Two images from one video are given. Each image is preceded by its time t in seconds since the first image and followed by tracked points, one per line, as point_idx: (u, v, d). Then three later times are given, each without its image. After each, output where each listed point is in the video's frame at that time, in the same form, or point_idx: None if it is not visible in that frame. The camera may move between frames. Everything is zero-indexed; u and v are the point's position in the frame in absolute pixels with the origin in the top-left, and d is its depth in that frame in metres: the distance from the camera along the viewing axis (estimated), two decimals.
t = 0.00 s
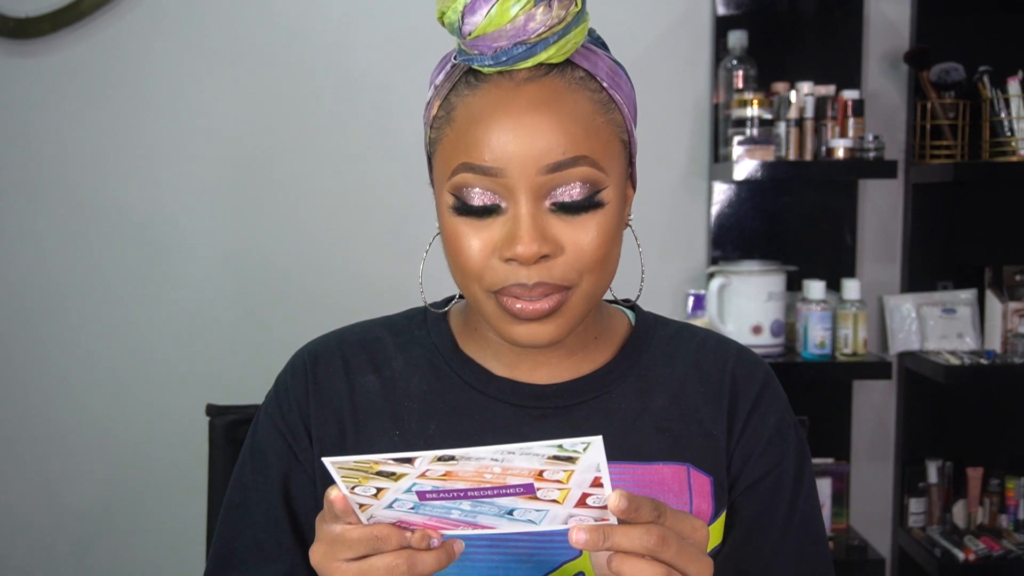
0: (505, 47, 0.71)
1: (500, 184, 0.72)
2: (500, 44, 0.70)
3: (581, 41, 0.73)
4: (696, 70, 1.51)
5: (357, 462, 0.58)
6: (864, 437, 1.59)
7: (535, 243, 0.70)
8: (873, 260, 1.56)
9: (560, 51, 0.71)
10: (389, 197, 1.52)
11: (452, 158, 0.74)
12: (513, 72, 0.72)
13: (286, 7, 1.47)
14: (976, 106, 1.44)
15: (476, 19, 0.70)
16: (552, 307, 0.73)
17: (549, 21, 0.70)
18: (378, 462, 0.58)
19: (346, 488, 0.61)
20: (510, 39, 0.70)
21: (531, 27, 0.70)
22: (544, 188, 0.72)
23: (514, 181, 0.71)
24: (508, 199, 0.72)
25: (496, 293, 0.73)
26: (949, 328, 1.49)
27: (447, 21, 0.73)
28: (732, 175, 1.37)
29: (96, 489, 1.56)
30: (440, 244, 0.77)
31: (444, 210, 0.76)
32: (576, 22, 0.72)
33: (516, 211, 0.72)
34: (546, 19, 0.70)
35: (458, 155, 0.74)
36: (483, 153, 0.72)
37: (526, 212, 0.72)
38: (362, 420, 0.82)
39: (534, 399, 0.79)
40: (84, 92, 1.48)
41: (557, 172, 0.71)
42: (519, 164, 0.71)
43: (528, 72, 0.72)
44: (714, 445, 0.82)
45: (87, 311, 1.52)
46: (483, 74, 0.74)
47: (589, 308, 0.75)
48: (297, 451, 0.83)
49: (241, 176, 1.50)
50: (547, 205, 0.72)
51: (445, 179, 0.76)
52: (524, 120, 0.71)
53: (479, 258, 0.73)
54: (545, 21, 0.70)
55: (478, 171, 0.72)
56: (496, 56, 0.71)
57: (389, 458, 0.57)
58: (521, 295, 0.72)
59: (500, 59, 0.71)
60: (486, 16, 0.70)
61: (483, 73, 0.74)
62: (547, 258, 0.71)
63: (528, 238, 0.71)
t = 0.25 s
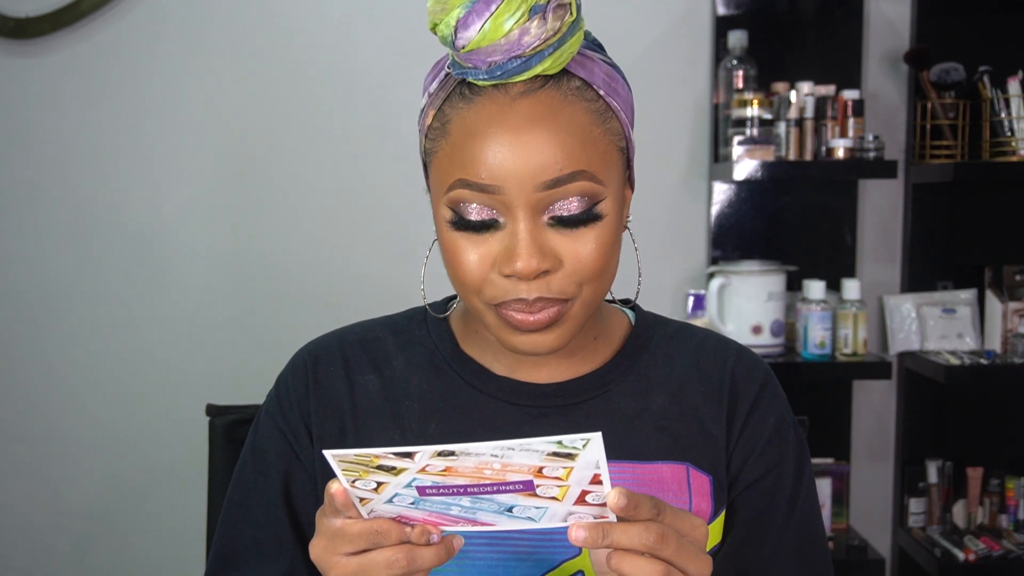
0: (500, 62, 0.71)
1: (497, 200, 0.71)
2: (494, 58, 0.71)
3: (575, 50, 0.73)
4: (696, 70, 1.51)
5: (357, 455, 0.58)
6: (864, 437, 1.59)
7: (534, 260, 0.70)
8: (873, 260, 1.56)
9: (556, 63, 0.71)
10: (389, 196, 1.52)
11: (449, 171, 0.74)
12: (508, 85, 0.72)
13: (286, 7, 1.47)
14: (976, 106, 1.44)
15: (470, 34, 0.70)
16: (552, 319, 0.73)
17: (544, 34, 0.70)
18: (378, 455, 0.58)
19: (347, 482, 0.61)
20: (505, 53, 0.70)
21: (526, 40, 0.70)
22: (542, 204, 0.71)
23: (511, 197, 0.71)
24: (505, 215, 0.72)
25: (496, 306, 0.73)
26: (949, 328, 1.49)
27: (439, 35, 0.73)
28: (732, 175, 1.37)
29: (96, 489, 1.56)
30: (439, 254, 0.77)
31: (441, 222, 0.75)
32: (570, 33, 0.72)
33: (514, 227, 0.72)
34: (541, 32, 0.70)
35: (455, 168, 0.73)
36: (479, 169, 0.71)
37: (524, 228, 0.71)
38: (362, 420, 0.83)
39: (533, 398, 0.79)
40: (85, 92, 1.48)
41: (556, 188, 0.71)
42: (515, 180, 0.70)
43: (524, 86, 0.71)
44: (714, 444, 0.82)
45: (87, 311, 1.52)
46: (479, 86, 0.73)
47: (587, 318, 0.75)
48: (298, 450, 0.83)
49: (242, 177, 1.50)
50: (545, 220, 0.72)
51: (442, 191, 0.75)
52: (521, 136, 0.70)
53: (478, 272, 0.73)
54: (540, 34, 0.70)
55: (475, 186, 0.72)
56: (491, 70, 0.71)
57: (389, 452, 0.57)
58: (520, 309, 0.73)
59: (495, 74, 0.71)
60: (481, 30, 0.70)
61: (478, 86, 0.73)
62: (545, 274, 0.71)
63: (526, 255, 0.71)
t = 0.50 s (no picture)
0: (519, 21, 0.72)
1: (528, 158, 0.71)
2: (514, 17, 0.72)
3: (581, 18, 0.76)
4: (696, 71, 1.51)
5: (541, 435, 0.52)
6: (864, 438, 1.58)
7: (574, 212, 0.70)
8: (873, 260, 1.56)
9: (568, 25, 0.74)
10: (389, 196, 1.52)
11: (469, 141, 0.73)
12: (526, 46, 0.73)
13: (286, 7, 1.47)
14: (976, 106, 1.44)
15: None
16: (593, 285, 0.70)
17: None
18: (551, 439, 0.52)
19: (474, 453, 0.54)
20: (524, 12, 0.72)
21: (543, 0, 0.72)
22: (572, 158, 0.72)
23: (542, 153, 0.71)
24: (536, 174, 0.72)
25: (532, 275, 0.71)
26: (949, 328, 1.49)
27: (454, 5, 0.75)
28: (733, 175, 1.37)
29: (95, 490, 1.56)
30: (456, 234, 0.75)
31: (462, 197, 0.74)
32: None
33: (547, 186, 0.71)
34: None
35: (476, 135, 0.73)
36: (506, 129, 0.71)
37: (558, 183, 0.71)
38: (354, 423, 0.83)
39: (529, 402, 0.79)
40: (85, 92, 1.48)
41: (585, 141, 0.72)
42: (545, 134, 0.71)
43: (539, 46, 0.73)
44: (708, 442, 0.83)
45: (86, 312, 1.52)
46: (492, 53, 0.74)
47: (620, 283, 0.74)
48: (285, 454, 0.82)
49: (241, 177, 1.50)
50: (576, 176, 0.72)
51: (461, 165, 0.74)
52: (546, 91, 0.71)
53: (512, 238, 0.71)
54: None
55: (501, 148, 0.71)
56: (509, 30, 0.72)
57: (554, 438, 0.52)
58: (561, 271, 0.70)
59: (514, 34, 0.72)
60: None
61: (490, 52, 0.74)
62: (586, 228, 0.70)
63: (565, 209, 0.70)
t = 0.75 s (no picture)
0: (515, 36, 0.70)
1: (523, 180, 0.71)
2: (510, 32, 0.70)
3: (580, 29, 0.74)
4: (696, 70, 1.51)
5: None
6: (864, 437, 1.58)
7: (567, 237, 0.70)
8: (873, 260, 1.56)
9: (567, 38, 0.72)
10: (388, 196, 1.52)
11: (464, 159, 0.72)
12: (522, 62, 0.72)
13: (286, 7, 1.47)
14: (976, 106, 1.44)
15: (484, 8, 0.69)
16: (584, 309, 0.71)
17: (558, 7, 0.70)
18: None
19: None
20: (521, 27, 0.70)
21: (541, 13, 0.69)
22: (568, 180, 0.71)
23: (537, 175, 0.71)
24: (532, 196, 0.71)
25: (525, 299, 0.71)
26: (949, 328, 1.49)
27: (445, 14, 0.71)
28: (732, 176, 1.37)
29: (96, 489, 1.56)
30: (450, 251, 0.75)
31: (456, 215, 0.73)
32: (575, 8, 0.73)
33: (543, 208, 0.71)
34: (555, 6, 0.70)
35: (471, 154, 0.72)
36: (501, 150, 0.71)
37: (554, 206, 0.71)
38: (347, 431, 0.83)
39: (523, 407, 0.79)
40: (85, 92, 1.48)
41: (581, 163, 0.71)
42: (541, 156, 0.70)
43: (537, 62, 0.72)
44: (704, 448, 0.82)
45: (87, 312, 1.52)
46: (489, 67, 0.72)
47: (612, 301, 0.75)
48: (280, 462, 0.83)
49: (241, 177, 1.50)
50: (571, 198, 0.72)
51: (455, 183, 0.73)
52: (543, 112, 0.70)
53: (505, 260, 0.71)
54: (555, 7, 0.70)
55: (496, 169, 0.71)
56: (506, 45, 0.70)
57: None
58: (552, 293, 0.71)
59: (512, 49, 0.70)
60: (496, 4, 0.68)
61: (487, 67, 0.72)
62: (580, 252, 0.70)
63: (558, 233, 0.70)
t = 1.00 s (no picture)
0: (514, 49, 0.69)
1: (518, 195, 0.70)
2: (508, 44, 0.69)
3: (580, 39, 0.73)
4: (696, 71, 1.51)
5: None
6: (864, 437, 1.58)
7: (562, 252, 0.70)
8: (873, 260, 1.56)
9: (566, 51, 0.71)
10: (389, 196, 1.52)
11: (459, 171, 0.72)
12: (520, 74, 0.71)
13: (286, 7, 1.47)
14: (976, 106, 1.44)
15: (483, 20, 0.69)
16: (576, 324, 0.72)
17: (558, 19, 0.69)
18: None
19: None
20: (520, 39, 0.69)
21: (540, 26, 0.69)
22: (563, 195, 0.71)
23: (532, 190, 0.70)
24: (527, 211, 0.71)
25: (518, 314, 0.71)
26: (949, 328, 1.49)
27: (444, 24, 0.71)
28: (733, 175, 1.37)
29: (95, 489, 1.56)
30: (443, 261, 0.75)
31: (450, 227, 0.73)
32: (576, 19, 0.72)
33: (537, 223, 0.71)
34: (555, 18, 0.69)
35: (466, 166, 0.71)
36: (497, 164, 0.70)
37: (549, 221, 0.70)
38: (343, 432, 0.82)
39: (517, 408, 0.79)
40: (85, 92, 1.48)
41: (577, 178, 0.70)
42: (537, 171, 0.69)
43: (535, 74, 0.71)
44: (699, 446, 0.82)
45: (86, 312, 1.52)
46: (486, 78, 0.71)
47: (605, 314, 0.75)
48: (276, 462, 0.82)
49: (241, 177, 1.50)
50: (567, 213, 0.72)
51: (450, 194, 0.73)
52: (539, 126, 0.69)
53: (499, 274, 0.71)
54: (555, 19, 0.69)
55: (492, 183, 0.70)
56: (504, 58, 0.69)
57: None
58: (545, 307, 0.71)
59: (509, 63, 0.70)
60: (495, 17, 0.68)
61: (485, 78, 0.71)
62: (574, 268, 0.70)
63: (553, 248, 0.70)
